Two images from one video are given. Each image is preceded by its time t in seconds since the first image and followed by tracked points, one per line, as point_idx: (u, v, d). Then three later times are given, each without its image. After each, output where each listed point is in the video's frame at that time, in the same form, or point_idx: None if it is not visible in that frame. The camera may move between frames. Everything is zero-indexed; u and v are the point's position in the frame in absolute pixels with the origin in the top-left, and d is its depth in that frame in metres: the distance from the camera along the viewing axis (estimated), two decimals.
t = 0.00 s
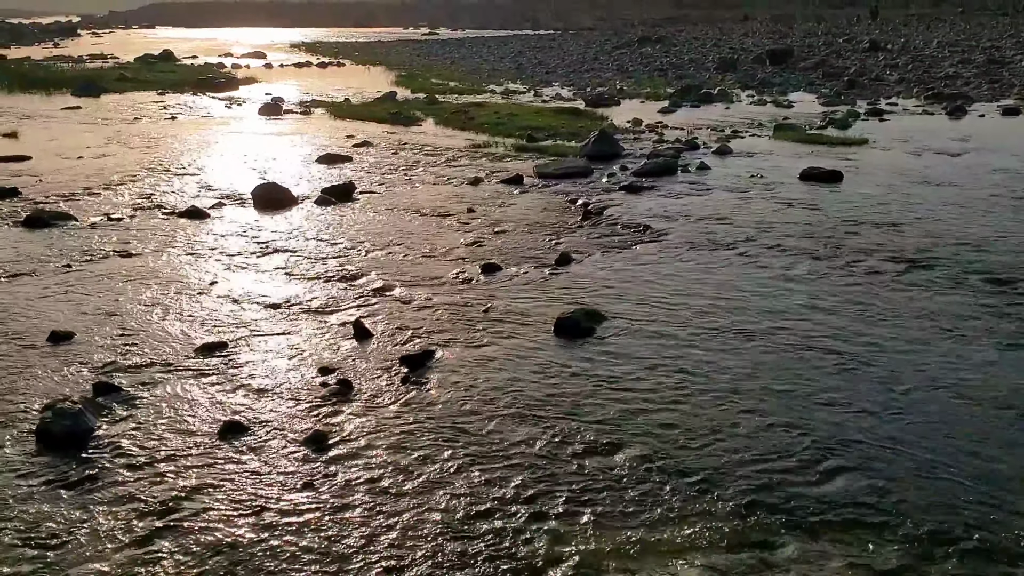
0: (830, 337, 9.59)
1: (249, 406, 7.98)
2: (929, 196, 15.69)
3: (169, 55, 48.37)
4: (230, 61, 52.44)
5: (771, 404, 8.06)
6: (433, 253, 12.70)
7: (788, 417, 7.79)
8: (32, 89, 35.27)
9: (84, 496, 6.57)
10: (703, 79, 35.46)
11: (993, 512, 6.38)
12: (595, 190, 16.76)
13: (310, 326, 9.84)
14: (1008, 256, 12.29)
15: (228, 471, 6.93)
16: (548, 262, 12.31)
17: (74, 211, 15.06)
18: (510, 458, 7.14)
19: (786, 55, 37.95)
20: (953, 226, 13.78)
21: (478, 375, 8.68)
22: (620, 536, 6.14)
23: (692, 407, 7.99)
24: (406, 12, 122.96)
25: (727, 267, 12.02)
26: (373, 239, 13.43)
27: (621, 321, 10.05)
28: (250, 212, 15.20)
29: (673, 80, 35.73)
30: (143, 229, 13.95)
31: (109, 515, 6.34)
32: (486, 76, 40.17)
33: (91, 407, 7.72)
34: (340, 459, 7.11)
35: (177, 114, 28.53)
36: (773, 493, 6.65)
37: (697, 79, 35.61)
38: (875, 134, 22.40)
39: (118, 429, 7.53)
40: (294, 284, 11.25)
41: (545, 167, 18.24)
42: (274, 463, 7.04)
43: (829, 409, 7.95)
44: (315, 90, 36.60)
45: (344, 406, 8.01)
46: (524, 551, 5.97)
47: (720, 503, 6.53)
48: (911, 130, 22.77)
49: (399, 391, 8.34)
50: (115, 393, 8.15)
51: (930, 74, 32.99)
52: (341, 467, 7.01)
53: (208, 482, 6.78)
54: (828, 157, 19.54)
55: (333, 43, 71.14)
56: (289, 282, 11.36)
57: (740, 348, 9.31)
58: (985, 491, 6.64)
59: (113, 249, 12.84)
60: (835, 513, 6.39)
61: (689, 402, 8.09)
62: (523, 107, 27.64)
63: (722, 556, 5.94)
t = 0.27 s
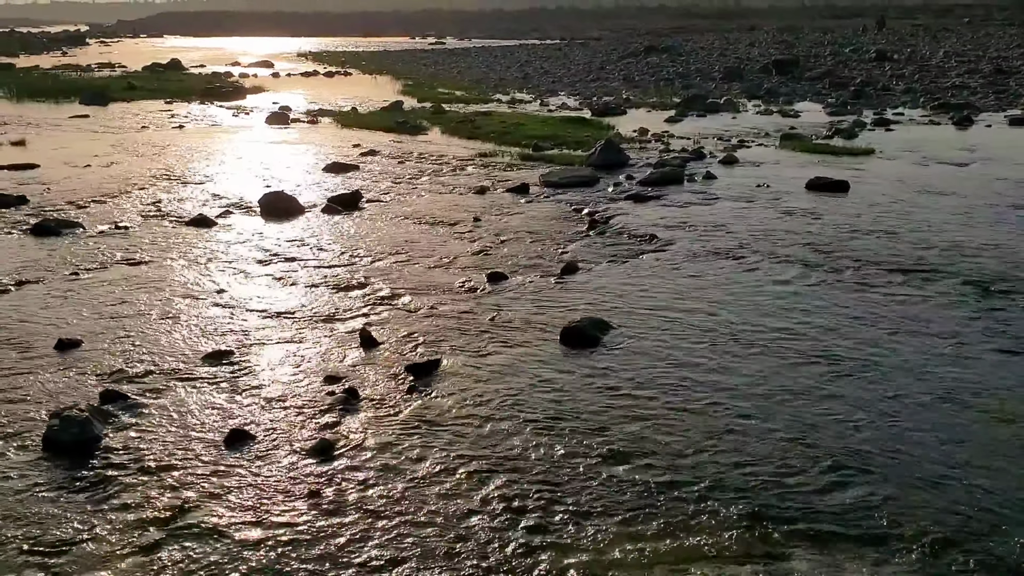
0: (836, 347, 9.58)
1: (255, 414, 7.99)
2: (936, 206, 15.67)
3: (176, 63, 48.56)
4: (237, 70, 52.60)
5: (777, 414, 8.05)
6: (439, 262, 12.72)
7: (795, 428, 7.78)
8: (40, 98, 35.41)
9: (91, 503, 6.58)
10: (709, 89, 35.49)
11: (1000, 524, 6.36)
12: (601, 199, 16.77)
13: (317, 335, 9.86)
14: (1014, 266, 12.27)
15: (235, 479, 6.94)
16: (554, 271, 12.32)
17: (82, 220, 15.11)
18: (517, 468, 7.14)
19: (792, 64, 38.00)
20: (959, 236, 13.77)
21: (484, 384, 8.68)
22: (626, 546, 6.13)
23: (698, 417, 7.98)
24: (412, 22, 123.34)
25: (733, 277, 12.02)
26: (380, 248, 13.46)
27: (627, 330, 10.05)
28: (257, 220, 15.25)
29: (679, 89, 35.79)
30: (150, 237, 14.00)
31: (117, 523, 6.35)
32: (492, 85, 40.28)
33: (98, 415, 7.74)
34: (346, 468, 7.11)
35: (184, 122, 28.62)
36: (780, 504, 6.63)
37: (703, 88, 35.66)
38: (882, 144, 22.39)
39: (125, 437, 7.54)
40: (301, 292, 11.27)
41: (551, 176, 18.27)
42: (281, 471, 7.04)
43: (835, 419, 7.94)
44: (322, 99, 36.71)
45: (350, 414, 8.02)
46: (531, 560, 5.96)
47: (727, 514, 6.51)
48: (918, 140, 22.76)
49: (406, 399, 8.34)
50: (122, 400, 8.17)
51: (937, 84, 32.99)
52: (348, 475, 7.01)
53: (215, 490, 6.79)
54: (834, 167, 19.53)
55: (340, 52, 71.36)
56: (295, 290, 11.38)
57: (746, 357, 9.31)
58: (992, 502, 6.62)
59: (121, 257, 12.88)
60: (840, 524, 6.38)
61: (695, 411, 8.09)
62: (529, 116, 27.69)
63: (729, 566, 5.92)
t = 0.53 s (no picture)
0: (844, 355, 9.56)
1: (262, 421, 7.99)
2: (943, 215, 15.64)
3: (185, 71, 48.76)
4: (245, 78, 52.80)
5: (784, 422, 8.02)
6: (446, 270, 12.73)
7: (802, 438, 7.74)
8: (50, 105, 35.57)
9: (97, 509, 6.58)
10: (716, 97, 35.49)
11: (1009, 533, 6.32)
12: (608, 207, 16.77)
13: (323, 342, 9.87)
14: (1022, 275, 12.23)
15: (241, 486, 6.93)
16: (561, 279, 12.32)
17: (91, 227, 15.15)
18: (523, 476, 7.12)
19: (799, 73, 38.01)
20: (967, 245, 13.73)
21: (491, 392, 8.68)
22: (633, 554, 6.11)
23: (705, 426, 7.95)
24: (420, 30, 123.78)
25: (740, 285, 12.00)
26: (386, 255, 13.47)
27: (634, 339, 10.04)
28: (264, 227, 15.28)
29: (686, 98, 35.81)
30: (158, 244, 14.04)
31: (123, 529, 6.34)
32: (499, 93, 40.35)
33: (105, 421, 7.75)
34: (353, 476, 7.09)
35: (192, 130, 28.71)
36: (787, 512, 6.60)
37: (711, 97, 35.67)
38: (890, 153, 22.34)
39: (131, 444, 7.55)
40: (307, 300, 11.29)
41: (557, 184, 18.28)
42: (287, 478, 7.04)
43: (842, 428, 7.91)
44: (329, 107, 36.81)
45: (357, 421, 8.02)
46: (537, 569, 5.94)
47: (734, 522, 6.48)
48: (926, 149, 22.70)
49: (412, 406, 8.34)
50: (129, 407, 8.18)
51: (945, 93, 32.92)
52: (353, 482, 7.00)
53: (221, 496, 6.79)
54: (841, 175, 19.51)
55: (347, 61, 71.55)
56: (302, 297, 11.40)
57: (753, 366, 9.28)
58: (1000, 511, 6.59)
59: (129, 264, 12.91)
60: (848, 533, 6.34)
61: (702, 420, 8.06)
62: (536, 125, 27.70)
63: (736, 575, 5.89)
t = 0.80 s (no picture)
0: (853, 364, 9.52)
1: (270, 427, 7.99)
2: (953, 223, 15.59)
3: (196, 78, 48.97)
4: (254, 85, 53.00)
5: (792, 431, 7.99)
6: (454, 277, 12.74)
7: (812, 446, 7.70)
8: (61, 112, 35.78)
9: (105, 515, 6.59)
10: (724, 105, 35.48)
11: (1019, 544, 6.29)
12: (616, 214, 16.76)
13: (331, 348, 9.87)
14: None
15: (249, 492, 6.94)
16: (569, 286, 12.31)
17: (101, 233, 15.22)
18: (531, 483, 7.10)
19: (808, 81, 37.97)
20: (977, 253, 13.68)
21: (499, 399, 8.67)
22: (640, 562, 6.09)
23: (714, 434, 7.92)
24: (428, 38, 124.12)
25: (749, 293, 11.97)
26: (395, 262, 13.49)
27: (642, 346, 10.02)
28: (273, 234, 15.32)
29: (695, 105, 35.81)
30: (167, 251, 14.08)
31: (130, 535, 6.35)
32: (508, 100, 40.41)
33: (114, 427, 7.77)
34: (360, 483, 7.09)
35: (202, 137, 28.83)
36: (796, 522, 6.57)
37: (719, 104, 35.67)
38: (898, 161, 22.29)
39: (140, 450, 7.56)
40: (316, 306, 11.30)
41: (566, 191, 18.28)
42: (295, 485, 7.04)
43: (851, 437, 7.87)
44: (339, 114, 36.91)
45: (365, 428, 8.02)
46: None
47: (742, 531, 6.45)
48: (935, 157, 22.66)
49: (420, 413, 8.33)
50: (138, 413, 8.20)
51: (954, 101, 32.85)
52: (361, 489, 6.99)
53: (229, 503, 6.79)
54: (850, 183, 19.47)
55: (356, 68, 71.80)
56: (310, 304, 11.41)
57: (761, 374, 9.25)
58: (1011, 522, 6.55)
59: (139, 270, 12.95)
60: (857, 543, 6.31)
61: (710, 428, 8.04)
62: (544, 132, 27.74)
63: None
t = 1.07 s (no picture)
0: (863, 372, 9.47)
1: (279, 433, 8.00)
2: (965, 231, 15.51)
3: (207, 85, 49.19)
4: (265, 92, 53.18)
5: (802, 439, 7.94)
6: (462, 283, 12.74)
7: (822, 455, 7.67)
8: (72, 118, 35.96)
9: (114, 521, 6.61)
10: (734, 112, 35.44)
11: None
12: (626, 221, 16.75)
13: (340, 355, 9.88)
14: None
15: (257, 498, 6.94)
16: (578, 293, 12.30)
17: (112, 239, 15.28)
18: (539, 491, 7.08)
19: (818, 88, 37.91)
20: (989, 261, 13.61)
21: (507, 406, 8.65)
22: (647, 571, 6.06)
23: (723, 442, 7.90)
24: (439, 45, 124.48)
25: (758, 300, 11.94)
26: (404, 268, 13.51)
27: (651, 354, 9.99)
28: (283, 240, 15.36)
29: (704, 112, 35.79)
30: (178, 256, 14.13)
31: (139, 540, 6.36)
32: (518, 107, 40.46)
33: (123, 433, 7.79)
34: (369, 489, 7.09)
35: (213, 143, 28.94)
36: (804, 531, 6.53)
37: (729, 111, 35.64)
38: (909, 168, 22.22)
39: (149, 455, 7.57)
40: (325, 313, 11.32)
41: (575, 198, 18.28)
42: (303, 491, 7.04)
43: (861, 446, 7.82)
44: (349, 121, 37.03)
45: (373, 435, 8.01)
46: None
47: (750, 540, 6.42)
48: (946, 164, 22.57)
49: (428, 420, 8.33)
50: (147, 419, 8.22)
51: (965, 108, 32.74)
52: (369, 496, 6.98)
53: (237, 509, 6.79)
54: (861, 191, 19.41)
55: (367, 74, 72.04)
56: (319, 310, 11.43)
57: (771, 382, 9.21)
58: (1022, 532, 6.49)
59: (149, 276, 13.00)
60: (866, 552, 6.27)
61: (719, 436, 8.00)
62: (554, 139, 27.74)
63: None
